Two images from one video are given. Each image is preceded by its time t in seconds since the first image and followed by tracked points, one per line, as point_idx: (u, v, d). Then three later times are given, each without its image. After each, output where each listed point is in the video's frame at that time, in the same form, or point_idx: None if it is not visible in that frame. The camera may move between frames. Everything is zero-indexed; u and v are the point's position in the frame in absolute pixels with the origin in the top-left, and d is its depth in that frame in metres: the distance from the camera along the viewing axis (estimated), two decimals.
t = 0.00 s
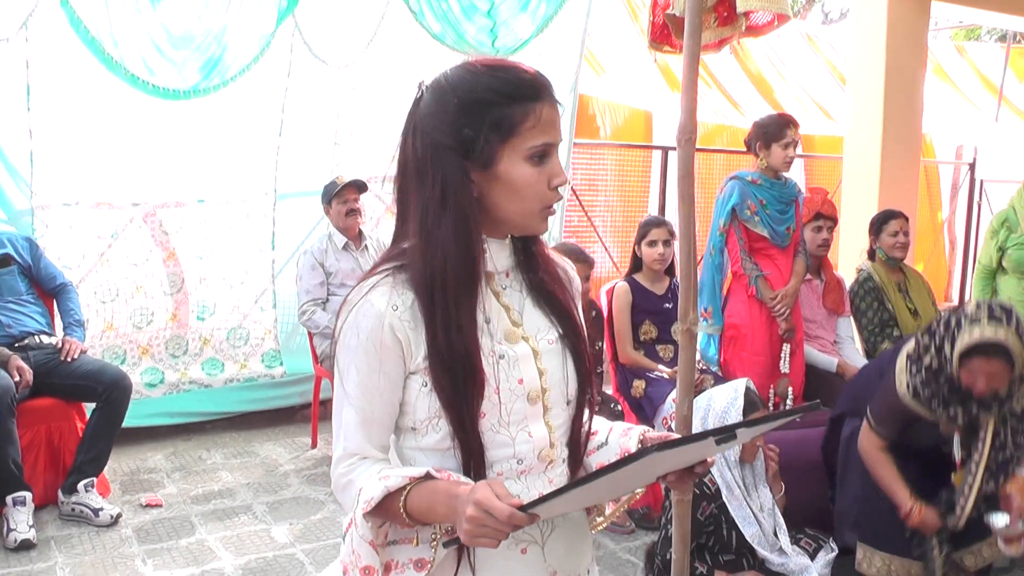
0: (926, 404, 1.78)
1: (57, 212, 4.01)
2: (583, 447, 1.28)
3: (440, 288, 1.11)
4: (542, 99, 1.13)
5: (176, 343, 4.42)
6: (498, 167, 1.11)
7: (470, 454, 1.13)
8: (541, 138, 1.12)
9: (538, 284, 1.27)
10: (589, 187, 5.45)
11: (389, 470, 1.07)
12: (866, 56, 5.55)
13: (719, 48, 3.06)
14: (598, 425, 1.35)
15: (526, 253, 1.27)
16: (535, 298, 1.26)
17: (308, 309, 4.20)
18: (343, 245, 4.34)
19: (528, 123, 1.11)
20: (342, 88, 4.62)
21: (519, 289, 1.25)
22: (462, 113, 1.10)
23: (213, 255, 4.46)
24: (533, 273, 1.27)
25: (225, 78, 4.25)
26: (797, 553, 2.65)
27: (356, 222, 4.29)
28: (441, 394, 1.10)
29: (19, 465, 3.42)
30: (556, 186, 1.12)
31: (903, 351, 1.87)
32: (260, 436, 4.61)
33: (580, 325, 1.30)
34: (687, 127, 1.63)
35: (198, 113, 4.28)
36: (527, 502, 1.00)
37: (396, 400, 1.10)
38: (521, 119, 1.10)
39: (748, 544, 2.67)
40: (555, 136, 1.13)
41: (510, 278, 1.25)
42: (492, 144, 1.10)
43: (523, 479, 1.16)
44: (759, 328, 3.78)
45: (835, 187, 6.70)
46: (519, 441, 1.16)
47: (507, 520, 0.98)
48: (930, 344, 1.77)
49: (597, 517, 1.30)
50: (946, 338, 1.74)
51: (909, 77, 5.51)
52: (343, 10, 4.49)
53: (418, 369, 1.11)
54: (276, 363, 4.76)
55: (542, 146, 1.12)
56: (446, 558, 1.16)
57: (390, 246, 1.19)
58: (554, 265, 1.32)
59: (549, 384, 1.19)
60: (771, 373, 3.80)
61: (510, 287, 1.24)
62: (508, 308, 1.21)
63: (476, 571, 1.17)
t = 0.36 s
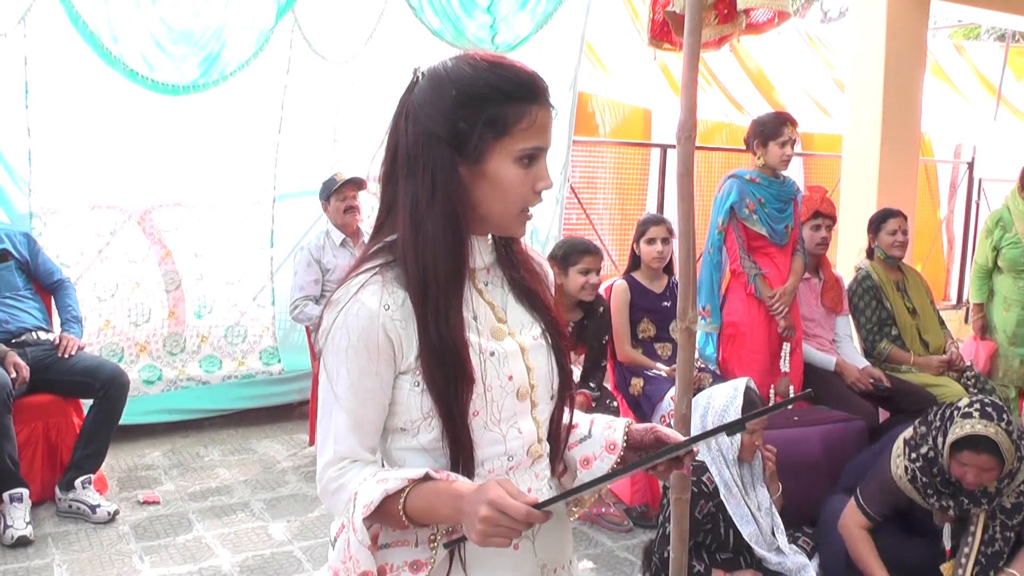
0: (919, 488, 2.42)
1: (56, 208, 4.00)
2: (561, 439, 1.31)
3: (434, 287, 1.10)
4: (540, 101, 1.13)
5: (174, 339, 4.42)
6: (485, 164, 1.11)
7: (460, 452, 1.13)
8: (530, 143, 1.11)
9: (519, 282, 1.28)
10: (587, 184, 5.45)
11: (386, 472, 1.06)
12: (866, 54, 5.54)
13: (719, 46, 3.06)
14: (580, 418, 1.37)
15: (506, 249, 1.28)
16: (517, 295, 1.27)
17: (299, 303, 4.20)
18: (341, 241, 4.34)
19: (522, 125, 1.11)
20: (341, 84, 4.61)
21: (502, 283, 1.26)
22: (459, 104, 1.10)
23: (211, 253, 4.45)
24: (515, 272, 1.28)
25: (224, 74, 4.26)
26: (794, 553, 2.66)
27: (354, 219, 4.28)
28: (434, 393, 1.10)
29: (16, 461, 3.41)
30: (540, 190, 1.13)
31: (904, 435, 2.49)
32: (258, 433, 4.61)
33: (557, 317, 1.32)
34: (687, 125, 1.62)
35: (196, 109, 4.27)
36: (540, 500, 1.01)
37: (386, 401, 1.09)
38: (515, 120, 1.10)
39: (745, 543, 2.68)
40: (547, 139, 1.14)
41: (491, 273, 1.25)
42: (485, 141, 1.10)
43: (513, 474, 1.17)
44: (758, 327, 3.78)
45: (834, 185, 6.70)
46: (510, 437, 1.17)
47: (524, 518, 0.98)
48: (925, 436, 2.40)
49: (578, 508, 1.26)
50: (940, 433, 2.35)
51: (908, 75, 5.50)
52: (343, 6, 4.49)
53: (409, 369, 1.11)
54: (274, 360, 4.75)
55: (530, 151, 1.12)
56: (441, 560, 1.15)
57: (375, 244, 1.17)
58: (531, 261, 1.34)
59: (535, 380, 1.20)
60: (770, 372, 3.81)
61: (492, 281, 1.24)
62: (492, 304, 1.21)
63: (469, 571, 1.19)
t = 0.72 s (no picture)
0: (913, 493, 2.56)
1: (54, 210, 4.00)
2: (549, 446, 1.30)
3: (431, 289, 1.10)
4: (542, 107, 1.13)
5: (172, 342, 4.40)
6: (479, 167, 1.10)
7: (455, 456, 1.12)
8: (527, 149, 1.11)
9: (505, 286, 1.28)
10: (586, 185, 5.45)
11: (385, 478, 1.06)
12: (865, 54, 5.54)
13: (719, 47, 3.06)
14: (568, 422, 1.37)
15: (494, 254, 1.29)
16: (506, 300, 1.27)
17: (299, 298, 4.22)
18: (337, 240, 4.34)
19: (520, 130, 1.10)
20: (340, 85, 4.60)
21: (489, 286, 1.26)
22: (459, 104, 1.09)
23: (210, 255, 4.45)
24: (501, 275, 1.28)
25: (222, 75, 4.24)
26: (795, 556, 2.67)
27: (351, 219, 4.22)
28: (431, 396, 1.09)
29: (15, 464, 3.41)
30: (532, 198, 1.12)
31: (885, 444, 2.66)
32: (257, 436, 4.60)
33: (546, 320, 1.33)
34: (688, 126, 1.61)
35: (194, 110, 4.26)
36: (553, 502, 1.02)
37: (381, 404, 1.08)
38: (514, 125, 1.10)
39: (747, 544, 2.65)
40: (543, 147, 1.13)
41: (479, 277, 1.25)
42: (482, 142, 1.09)
43: (507, 479, 1.18)
44: (757, 327, 3.77)
45: (833, 186, 6.71)
46: (504, 441, 1.18)
47: (538, 521, 0.98)
48: (904, 438, 2.57)
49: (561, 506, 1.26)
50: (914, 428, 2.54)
51: (907, 76, 5.50)
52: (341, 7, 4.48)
53: (405, 371, 1.10)
54: (272, 362, 4.74)
55: (527, 156, 1.11)
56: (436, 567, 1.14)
57: (367, 244, 1.16)
58: (518, 266, 1.34)
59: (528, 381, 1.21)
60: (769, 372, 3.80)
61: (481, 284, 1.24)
62: (482, 306, 1.21)
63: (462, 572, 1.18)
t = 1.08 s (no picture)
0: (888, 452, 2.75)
1: (50, 213, 3.99)
2: (537, 450, 1.31)
3: (423, 289, 1.10)
4: (535, 119, 1.12)
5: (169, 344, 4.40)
6: (468, 175, 1.10)
7: (445, 459, 1.12)
8: (518, 157, 1.10)
9: (496, 287, 1.27)
10: (582, 184, 5.45)
11: (377, 479, 1.05)
12: (860, 52, 5.55)
13: (714, 46, 3.06)
14: (563, 425, 1.37)
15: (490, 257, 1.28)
16: (500, 302, 1.27)
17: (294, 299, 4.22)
18: (332, 239, 4.32)
19: (511, 140, 1.09)
20: (336, 86, 4.60)
21: (483, 287, 1.25)
22: (449, 109, 1.09)
23: (207, 257, 4.44)
24: (494, 277, 1.28)
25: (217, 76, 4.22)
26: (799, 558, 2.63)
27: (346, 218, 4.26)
28: (422, 397, 1.09)
29: (11, 467, 3.40)
30: (523, 208, 1.12)
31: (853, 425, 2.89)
32: (253, 437, 4.59)
33: (540, 324, 1.33)
34: (684, 125, 1.61)
35: (189, 111, 4.25)
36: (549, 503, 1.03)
37: (373, 404, 1.08)
38: (503, 134, 1.09)
39: (753, 543, 2.62)
40: (536, 157, 1.12)
41: (472, 278, 1.24)
42: (467, 151, 1.09)
43: (501, 482, 1.17)
44: (754, 326, 3.77)
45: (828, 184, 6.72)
46: (496, 443, 1.17)
47: (535, 519, 0.99)
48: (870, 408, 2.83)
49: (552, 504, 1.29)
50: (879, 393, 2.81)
51: (901, 74, 5.51)
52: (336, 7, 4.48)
53: (397, 372, 1.10)
54: (268, 364, 4.73)
55: (517, 165, 1.10)
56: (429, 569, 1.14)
57: (360, 244, 1.16)
58: (514, 269, 1.33)
59: (521, 384, 1.21)
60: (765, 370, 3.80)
61: (474, 285, 1.24)
62: (476, 307, 1.21)
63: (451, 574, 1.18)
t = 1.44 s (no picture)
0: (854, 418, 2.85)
1: (46, 208, 3.99)
2: (547, 451, 1.31)
3: (423, 286, 1.10)
4: (526, 110, 1.11)
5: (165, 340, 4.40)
6: (464, 170, 1.10)
7: (441, 456, 1.12)
8: (515, 152, 1.09)
9: (512, 289, 1.28)
10: (579, 186, 5.46)
11: (367, 473, 1.06)
12: (858, 57, 5.56)
13: (712, 49, 3.07)
14: (569, 428, 1.37)
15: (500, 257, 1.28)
16: (508, 300, 1.27)
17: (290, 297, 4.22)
18: (327, 237, 4.33)
19: (504, 134, 1.09)
20: (334, 84, 4.60)
21: (492, 286, 1.25)
22: (443, 107, 1.09)
23: (203, 255, 4.44)
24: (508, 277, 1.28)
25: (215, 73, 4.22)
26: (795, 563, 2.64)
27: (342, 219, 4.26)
28: (418, 394, 1.10)
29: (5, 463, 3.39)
30: (523, 202, 1.11)
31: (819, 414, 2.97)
32: (248, 435, 4.59)
33: (551, 327, 1.33)
34: (682, 126, 1.62)
35: (186, 108, 4.24)
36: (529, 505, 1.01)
37: (370, 399, 1.09)
38: (497, 128, 1.08)
39: (750, 547, 2.60)
40: (534, 151, 1.11)
41: (481, 276, 1.24)
42: (461, 146, 1.09)
43: (499, 482, 1.17)
44: (750, 330, 3.78)
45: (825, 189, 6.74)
46: (495, 442, 1.17)
47: (511, 522, 0.98)
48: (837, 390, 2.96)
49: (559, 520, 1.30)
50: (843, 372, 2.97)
51: (898, 79, 5.53)
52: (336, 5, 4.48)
53: (395, 367, 1.10)
54: (263, 362, 4.73)
55: (514, 159, 1.10)
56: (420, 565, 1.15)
57: (365, 240, 1.17)
58: (528, 270, 1.33)
59: (524, 384, 1.20)
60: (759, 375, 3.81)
61: (483, 284, 1.24)
62: (483, 306, 1.21)
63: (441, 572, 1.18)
